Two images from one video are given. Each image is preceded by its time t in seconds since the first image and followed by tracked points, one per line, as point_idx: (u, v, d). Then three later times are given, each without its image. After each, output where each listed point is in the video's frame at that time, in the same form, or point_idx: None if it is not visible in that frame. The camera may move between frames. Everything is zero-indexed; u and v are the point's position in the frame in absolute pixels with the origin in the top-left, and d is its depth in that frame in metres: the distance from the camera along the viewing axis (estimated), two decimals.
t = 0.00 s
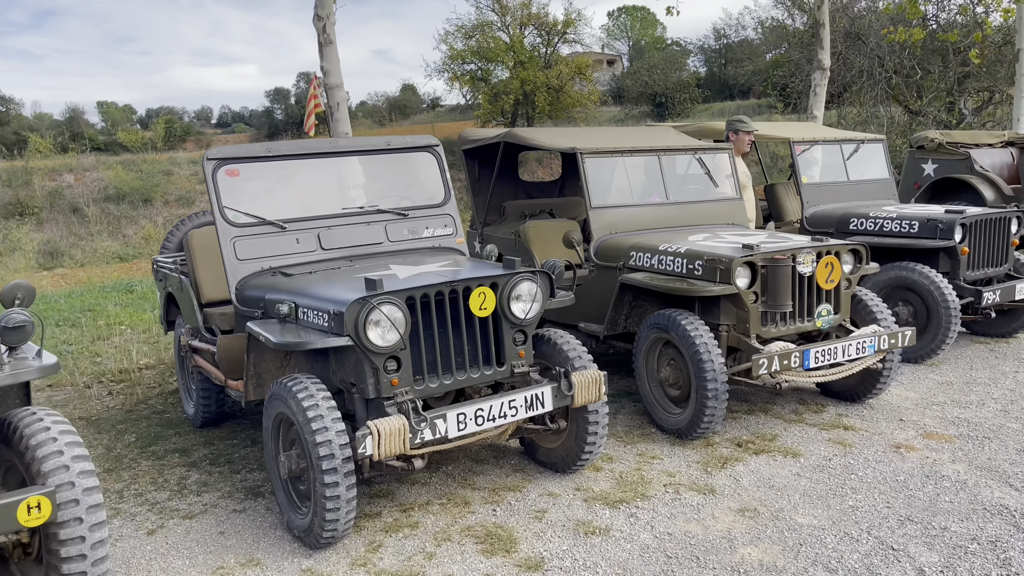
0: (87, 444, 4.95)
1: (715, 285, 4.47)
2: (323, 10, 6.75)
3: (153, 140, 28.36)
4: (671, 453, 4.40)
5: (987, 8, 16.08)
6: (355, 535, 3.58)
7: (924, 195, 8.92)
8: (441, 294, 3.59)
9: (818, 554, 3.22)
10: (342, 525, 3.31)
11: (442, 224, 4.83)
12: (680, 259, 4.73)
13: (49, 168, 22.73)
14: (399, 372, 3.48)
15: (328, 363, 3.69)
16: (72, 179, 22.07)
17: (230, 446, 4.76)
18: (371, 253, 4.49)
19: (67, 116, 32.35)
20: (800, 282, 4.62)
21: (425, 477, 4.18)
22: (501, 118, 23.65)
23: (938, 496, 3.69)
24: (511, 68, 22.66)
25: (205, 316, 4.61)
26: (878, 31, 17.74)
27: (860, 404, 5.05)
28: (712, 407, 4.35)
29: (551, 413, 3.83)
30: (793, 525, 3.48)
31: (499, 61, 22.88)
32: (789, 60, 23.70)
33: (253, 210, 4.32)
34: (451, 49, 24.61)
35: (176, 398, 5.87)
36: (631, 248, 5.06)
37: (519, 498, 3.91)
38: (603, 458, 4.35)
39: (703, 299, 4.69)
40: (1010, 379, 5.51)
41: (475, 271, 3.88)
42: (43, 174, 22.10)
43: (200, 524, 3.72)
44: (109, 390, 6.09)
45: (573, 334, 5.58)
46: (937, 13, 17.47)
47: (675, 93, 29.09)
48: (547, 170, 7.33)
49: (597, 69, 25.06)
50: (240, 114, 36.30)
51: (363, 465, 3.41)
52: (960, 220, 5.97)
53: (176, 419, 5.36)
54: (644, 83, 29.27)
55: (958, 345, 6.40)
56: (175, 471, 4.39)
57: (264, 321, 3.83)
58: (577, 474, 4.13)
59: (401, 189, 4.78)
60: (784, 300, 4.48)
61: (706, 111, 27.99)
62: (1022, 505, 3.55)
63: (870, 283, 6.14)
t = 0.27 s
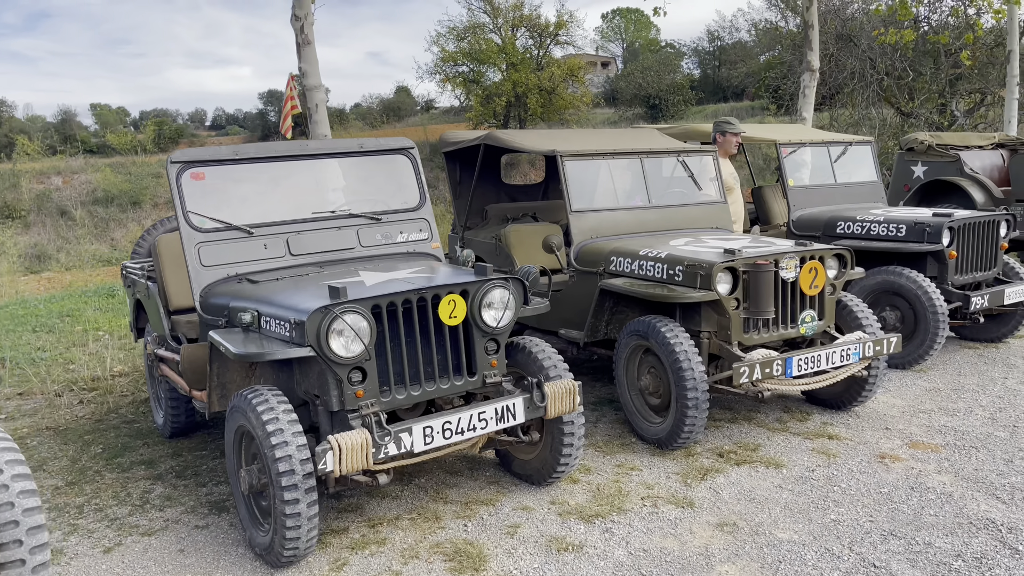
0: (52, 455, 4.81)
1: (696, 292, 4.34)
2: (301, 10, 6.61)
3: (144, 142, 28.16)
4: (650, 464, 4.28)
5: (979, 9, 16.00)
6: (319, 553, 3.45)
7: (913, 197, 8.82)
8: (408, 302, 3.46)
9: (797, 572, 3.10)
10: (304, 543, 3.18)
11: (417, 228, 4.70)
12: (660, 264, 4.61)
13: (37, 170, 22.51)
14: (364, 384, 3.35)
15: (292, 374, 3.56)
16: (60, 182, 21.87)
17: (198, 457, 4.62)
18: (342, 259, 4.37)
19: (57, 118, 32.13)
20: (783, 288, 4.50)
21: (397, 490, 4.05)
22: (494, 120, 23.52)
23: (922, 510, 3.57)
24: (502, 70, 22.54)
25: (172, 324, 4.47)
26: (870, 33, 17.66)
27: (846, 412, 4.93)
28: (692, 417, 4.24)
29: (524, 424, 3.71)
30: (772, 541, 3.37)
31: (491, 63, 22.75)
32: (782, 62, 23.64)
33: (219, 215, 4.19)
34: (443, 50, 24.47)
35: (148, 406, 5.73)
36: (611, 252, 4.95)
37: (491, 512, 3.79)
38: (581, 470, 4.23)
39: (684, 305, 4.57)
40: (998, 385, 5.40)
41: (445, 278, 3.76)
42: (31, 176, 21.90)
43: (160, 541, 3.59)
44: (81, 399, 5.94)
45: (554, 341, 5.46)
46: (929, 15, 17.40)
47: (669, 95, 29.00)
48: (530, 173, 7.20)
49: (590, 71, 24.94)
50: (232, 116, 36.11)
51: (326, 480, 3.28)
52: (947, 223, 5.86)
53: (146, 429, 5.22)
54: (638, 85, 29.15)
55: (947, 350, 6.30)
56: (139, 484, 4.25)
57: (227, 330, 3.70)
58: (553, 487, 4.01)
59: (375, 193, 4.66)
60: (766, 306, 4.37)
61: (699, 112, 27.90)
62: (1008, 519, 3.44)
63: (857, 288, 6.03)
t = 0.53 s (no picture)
0: (11, 469, 4.65)
1: (676, 297, 4.21)
2: (275, 8, 6.45)
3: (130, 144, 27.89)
4: (629, 476, 4.14)
5: (968, 10, 15.94)
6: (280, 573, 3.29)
7: (901, 199, 8.72)
8: (373, 311, 3.31)
9: None
10: (261, 564, 3.02)
11: (389, 233, 4.56)
12: (640, 269, 4.48)
13: (21, 173, 22.24)
14: (326, 396, 3.20)
15: (253, 386, 3.41)
16: (44, 185, 21.60)
17: (162, 471, 4.46)
18: (310, 265, 4.22)
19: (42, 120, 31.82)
20: (766, 293, 4.38)
21: (365, 505, 3.90)
22: (483, 122, 23.37)
23: (908, 524, 3.45)
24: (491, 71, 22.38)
25: (134, 333, 4.32)
26: (859, 34, 17.59)
27: (831, 420, 4.81)
28: (672, 427, 4.10)
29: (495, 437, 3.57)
30: (752, 558, 3.23)
31: (480, 65, 22.60)
32: (772, 64, 23.58)
33: (182, 219, 4.04)
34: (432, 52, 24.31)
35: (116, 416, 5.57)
36: (590, 257, 4.81)
37: (462, 528, 3.64)
38: (557, 482, 4.09)
39: (665, 312, 4.44)
40: (986, 391, 5.29)
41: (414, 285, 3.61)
42: (14, 179, 21.63)
43: (114, 561, 3.43)
44: (47, 408, 5.77)
45: (533, 347, 5.31)
46: (918, 16, 17.34)
47: (659, 97, 28.89)
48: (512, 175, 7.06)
49: (580, 73, 24.82)
50: (221, 118, 35.85)
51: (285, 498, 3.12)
52: (934, 226, 5.73)
53: (111, 441, 5.05)
54: (628, 87, 29.04)
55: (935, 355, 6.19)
56: (98, 500, 4.09)
57: (185, 340, 3.54)
58: (527, 501, 3.86)
59: (346, 196, 4.52)
60: (748, 312, 4.24)
61: (689, 114, 27.81)
62: (997, 534, 3.32)
63: (843, 292, 5.92)
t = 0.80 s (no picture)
0: None
1: (652, 305, 4.07)
2: (245, 7, 6.27)
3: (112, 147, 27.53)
4: (604, 490, 4.00)
5: (952, 12, 15.91)
6: None
7: (885, 201, 8.63)
8: (331, 322, 3.16)
9: None
10: None
11: (357, 238, 4.40)
12: (616, 276, 4.35)
13: None
14: (282, 413, 3.04)
15: (207, 402, 3.24)
16: (23, 187, 21.27)
17: (120, 487, 4.29)
18: (273, 273, 4.06)
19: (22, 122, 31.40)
20: (745, 300, 4.25)
21: (329, 524, 3.74)
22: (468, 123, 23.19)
23: (891, 541, 3.32)
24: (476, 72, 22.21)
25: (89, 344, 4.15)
26: (844, 36, 17.54)
27: (813, 430, 4.69)
28: (649, 439, 3.97)
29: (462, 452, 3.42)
30: None
31: (466, 66, 22.42)
32: (758, 65, 23.53)
33: (138, 225, 3.87)
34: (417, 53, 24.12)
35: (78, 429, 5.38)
36: (566, 263, 4.67)
37: (428, 548, 3.49)
38: (529, 498, 3.95)
39: (641, 319, 4.30)
40: (971, 398, 5.19)
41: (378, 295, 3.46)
42: None
43: None
44: (8, 420, 5.58)
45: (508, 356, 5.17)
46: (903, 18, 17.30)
47: (646, 98, 28.79)
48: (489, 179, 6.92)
49: (566, 74, 24.71)
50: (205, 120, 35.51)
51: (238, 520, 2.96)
52: (918, 229, 5.64)
53: (70, 455, 4.87)
54: (615, 88, 28.93)
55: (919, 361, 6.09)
56: (50, 519, 3.92)
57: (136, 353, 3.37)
58: (497, 518, 3.72)
59: (312, 200, 4.36)
60: (726, 320, 4.11)
61: (676, 116, 27.74)
62: (981, 551, 3.20)
63: (825, 299, 5.81)
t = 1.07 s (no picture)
0: None
1: (623, 311, 3.95)
2: (210, 4, 6.09)
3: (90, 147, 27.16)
4: (574, 503, 3.87)
5: (934, 13, 15.91)
6: None
7: (866, 203, 8.55)
8: (282, 332, 3.01)
9: None
10: None
11: (319, 243, 4.25)
12: (587, 280, 4.22)
13: None
14: (228, 428, 2.89)
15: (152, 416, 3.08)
16: None
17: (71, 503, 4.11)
18: (229, 279, 3.90)
19: None
20: (719, 305, 4.13)
21: (286, 541, 3.59)
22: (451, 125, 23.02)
23: (866, 556, 3.21)
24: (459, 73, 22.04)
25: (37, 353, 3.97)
26: (826, 37, 17.50)
27: (790, 438, 4.58)
28: (619, 450, 3.84)
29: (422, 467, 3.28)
30: None
31: (449, 67, 22.25)
32: (742, 66, 23.49)
33: (87, 229, 3.70)
34: (399, 54, 23.92)
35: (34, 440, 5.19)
36: (536, 267, 4.54)
37: (388, 567, 3.34)
38: (496, 511, 3.81)
39: (613, 325, 4.18)
40: (951, 404, 5.10)
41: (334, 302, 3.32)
42: None
43: None
44: None
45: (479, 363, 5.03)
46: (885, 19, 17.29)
47: (631, 99, 28.72)
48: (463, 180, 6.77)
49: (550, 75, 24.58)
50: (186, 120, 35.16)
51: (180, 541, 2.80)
52: (897, 231, 5.55)
53: (23, 468, 4.69)
54: (600, 89, 28.84)
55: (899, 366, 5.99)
56: None
57: (79, 364, 3.21)
58: (461, 533, 3.58)
59: (273, 204, 4.21)
60: (700, 326, 3.99)
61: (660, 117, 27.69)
62: (959, 567, 3.09)
63: (803, 303, 5.71)
